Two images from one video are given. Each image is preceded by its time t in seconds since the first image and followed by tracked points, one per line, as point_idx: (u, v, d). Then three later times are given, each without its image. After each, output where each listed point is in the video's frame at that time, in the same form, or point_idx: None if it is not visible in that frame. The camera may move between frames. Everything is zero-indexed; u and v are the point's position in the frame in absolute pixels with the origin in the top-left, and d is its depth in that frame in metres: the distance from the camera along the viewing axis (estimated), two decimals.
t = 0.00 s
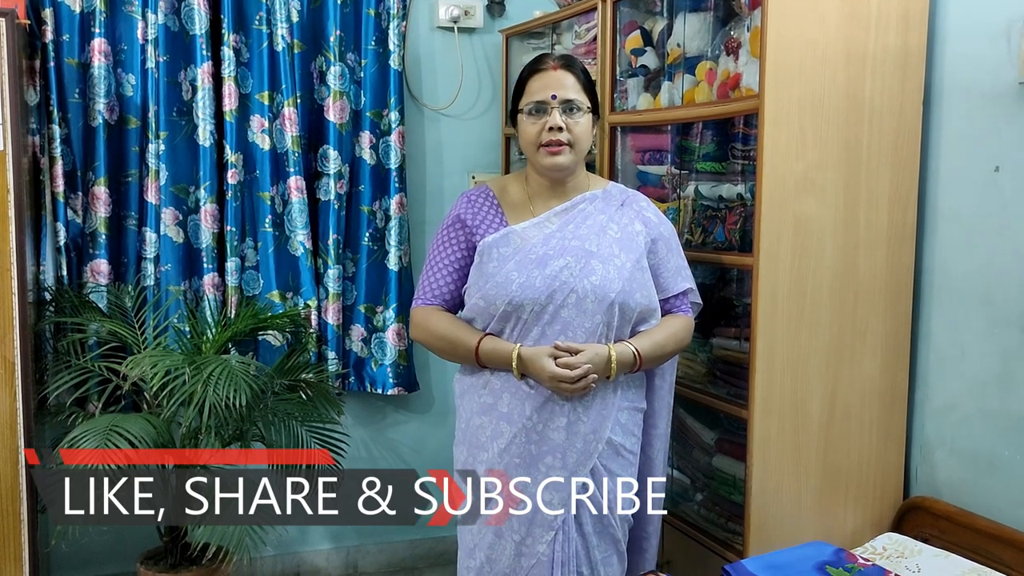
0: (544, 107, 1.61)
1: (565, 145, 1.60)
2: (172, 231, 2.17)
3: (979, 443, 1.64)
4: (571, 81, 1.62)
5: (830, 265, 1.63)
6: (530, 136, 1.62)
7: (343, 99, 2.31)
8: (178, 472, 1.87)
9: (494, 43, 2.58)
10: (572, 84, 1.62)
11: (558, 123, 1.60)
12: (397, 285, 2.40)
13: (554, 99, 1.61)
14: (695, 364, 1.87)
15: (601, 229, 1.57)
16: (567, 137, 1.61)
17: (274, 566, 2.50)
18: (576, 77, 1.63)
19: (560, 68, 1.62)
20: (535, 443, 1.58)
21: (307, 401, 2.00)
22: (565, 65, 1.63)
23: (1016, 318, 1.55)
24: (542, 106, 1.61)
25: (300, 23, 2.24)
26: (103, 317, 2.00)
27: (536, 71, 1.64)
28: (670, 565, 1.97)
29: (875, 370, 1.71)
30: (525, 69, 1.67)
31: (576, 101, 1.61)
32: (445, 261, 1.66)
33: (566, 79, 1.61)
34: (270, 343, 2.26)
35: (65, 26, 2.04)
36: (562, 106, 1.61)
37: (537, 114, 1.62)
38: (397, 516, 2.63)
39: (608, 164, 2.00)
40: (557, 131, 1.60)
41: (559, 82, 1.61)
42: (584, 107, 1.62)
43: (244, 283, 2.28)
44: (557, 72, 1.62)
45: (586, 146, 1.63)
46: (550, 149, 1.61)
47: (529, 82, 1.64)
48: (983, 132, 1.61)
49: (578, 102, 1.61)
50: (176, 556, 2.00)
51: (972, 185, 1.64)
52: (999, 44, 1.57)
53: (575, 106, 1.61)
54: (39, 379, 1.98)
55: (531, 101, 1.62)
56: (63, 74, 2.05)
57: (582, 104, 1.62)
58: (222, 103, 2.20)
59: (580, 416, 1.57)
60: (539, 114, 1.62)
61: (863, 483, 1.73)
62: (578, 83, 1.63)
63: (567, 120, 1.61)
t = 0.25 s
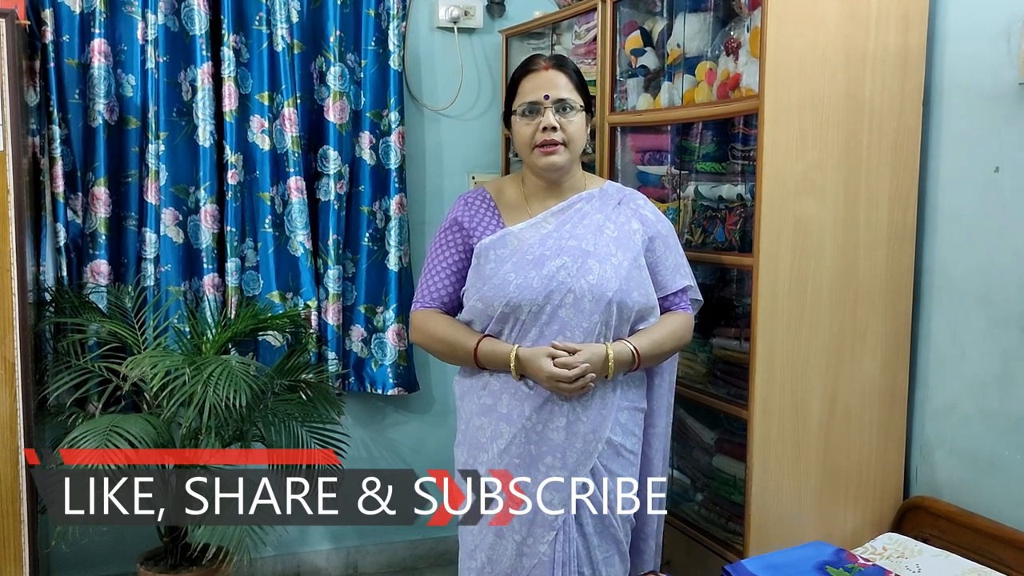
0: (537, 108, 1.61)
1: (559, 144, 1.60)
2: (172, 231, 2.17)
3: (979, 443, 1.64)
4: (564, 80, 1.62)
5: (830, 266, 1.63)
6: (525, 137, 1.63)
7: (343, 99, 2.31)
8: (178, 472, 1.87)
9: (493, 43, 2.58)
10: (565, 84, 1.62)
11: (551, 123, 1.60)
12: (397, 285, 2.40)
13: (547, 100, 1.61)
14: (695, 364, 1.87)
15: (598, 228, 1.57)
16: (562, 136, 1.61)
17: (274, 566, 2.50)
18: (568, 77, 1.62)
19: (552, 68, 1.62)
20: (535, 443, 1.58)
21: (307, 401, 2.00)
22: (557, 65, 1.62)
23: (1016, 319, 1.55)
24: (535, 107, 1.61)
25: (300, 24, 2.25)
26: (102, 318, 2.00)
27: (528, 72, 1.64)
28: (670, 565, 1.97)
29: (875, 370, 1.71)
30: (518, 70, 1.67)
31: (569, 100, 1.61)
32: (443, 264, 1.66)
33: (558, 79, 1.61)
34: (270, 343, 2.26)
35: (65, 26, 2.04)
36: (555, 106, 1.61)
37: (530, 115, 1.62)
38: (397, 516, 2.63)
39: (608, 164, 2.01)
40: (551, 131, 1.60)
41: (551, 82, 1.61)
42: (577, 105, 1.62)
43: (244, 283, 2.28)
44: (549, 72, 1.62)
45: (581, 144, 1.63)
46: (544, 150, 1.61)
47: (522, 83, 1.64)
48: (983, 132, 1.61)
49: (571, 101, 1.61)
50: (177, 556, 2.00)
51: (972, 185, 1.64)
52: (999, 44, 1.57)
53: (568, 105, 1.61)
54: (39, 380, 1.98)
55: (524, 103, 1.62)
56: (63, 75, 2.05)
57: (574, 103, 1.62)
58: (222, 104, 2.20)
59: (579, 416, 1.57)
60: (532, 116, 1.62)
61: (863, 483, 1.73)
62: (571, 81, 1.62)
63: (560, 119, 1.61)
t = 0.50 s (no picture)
0: (533, 108, 1.61)
1: (556, 144, 1.60)
2: (172, 232, 2.17)
3: (979, 443, 1.65)
4: (559, 81, 1.62)
5: (830, 266, 1.63)
6: (521, 137, 1.63)
7: (343, 99, 2.31)
8: (178, 472, 1.87)
9: (493, 43, 2.58)
10: (560, 84, 1.62)
11: (548, 123, 1.60)
12: (397, 285, 2.40)
13: (543, 100, 1.61)
14: (695, 364, 1.87)
15: (595, 226, 1.57)
16: (558, 136, 1.61)
17: (274, 566, 2.50)
18: (563, 77, 1.63)
19: (547, 69, 1.63)
20: (535, 442, 1.58)
21: (307, 401, 2.00)
22: (552, 66, 1.63)
23: (1016, 319, 1.56)
24: (531, 107, 1.61)
25: (300, 24, 2.25)
26: (102, 318, 2.00)
27: (523, 73, 1.64)
28: (670, 565, 1.97)
29: (875, 370, 1.72)
30: (513, 72, 1.67)
31: (565, 100, 1.61)
32: (441, 264, 1.66)
33: (553, 79, 1.61)
34: (270, 344, 2.26)
35: (65, 27, 2.04)
36: (551, 106, 1.61)
37: (527, 115, 1.62)
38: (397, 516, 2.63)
39: (607, 165, 2.01)
40: (547, 130, 1.60)
41: (546, 82, 1.61)
42: (573, 105, 1.62)
43: (244, 283, 2.28)
44: (544, 73, 1.62)
45: (577, 143, 1.63)
46: (541, 150, 1.61)
47: (517, 84, 1.64)
48: (983, 132, 1.61)
49: (567, 101, 1.61)
50: (177, 556, 2.00)
51: (971, 185, 1.64)
52: (999, 44, 1.57)
53: (563, 105, 1.61)
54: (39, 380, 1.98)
55: (520, 103, 1.63)
56: (63, 75, 2.05)
57: (570, 102, 1.62)
58: (222, 104, 2.20)
59: (578, 414, 1.57)
60: (528, 116, 1.62)
61: (863, 483, 1.73)
62: (566, 81, 1.62)
63: (556, 119, 1.61)
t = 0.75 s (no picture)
0: (534, 107, 1.61)
1: (556, 143, 1.60)
2: (172, 232, 2.17)
3: (979, 443, 1.65)
4: (559, 81, 1.62)
5: (830, 266, 1.63)
6: (521, 137, 1.62)
7: (343, 99, 2.31)
8: (178, 471, 1.87)
9: (493, 43, 2.58)
10: (560, 84, 1.62)
11: (548, 121, 1.60)
12: (397, 285, 2.39)
13: (543, 99, 1.61)
14: (695, 364, 1.87)
15: (593, 223, 1.57)
16: (559, 135, 1.61)
17: (275, 567, 2.50)
18: (563, 78, 1.63)
19: (547, 69, 1.63)
20: (533, 439, 1.58)
21: (307, 402, 2.00)
22: (552, 67, 1.63)
23: (1016, 319, 1.56)
24: (532, 106, 1.61)
25: (300, 24, 2.25)
26: (103, 319, 2.00)
27: (523, 73, 1.65)
28: (671, 565, 1.96)
29: (875, 370, 1.71)
30: (513, 72, 1.67)
31: (565, 99, 1.62)
32: (440, 262, 1.66)
33: (553, 79, 1.62)
34: (270, 344, 2.26)
35: (65, 27, 2.04)
36: (552, 105, 1.61)
37: (527, 114, 1.62)
38: (397, 516, 2.63)
39: (607, 165, 2.01)
40: (547, 129, 1.60)
41: (547, 82, 1.62)
42: (573, 105, 1.62)
43: (244, 284, 2.28)
44: (544, 73, 1.62)
45: (577, 143, 1.63)
46: (541, 149, 1.61)
47: (518, 84, 1.65)
48: (983, 132, 1.61)
49: (567, 100, 1.61)
50: (177, 557, 2.00)
51: (971, 185, 1.64)
52: (999, 44, 1.57)
53: (564, 104, 1.61)
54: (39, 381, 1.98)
55: (520, 103, 1.63)
56: (63, 76, 2.05)
57: (570, 102, 1.62)
58: (222, 105, 2.20)
59: (576, 411, 1.56)
60: (529, 115, 1.62)
61: (863, 482, 1.73)
62: (566, 82, 1.63)
63: (557, 118, 1.61)
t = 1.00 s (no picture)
0: (539, 104, 1.61)
1: (558, 142, 1.60)
2: (172, 232, 2.17)
3: (979, 443, 1.65)
4: (565, 81, 1.63)
5: (830, 266, 1.63)
6: (524, 133, 1.62)
7: (343, 100, 2.31)
8: (178, 472, 1.87)
9: (493, 44, 2.58)
10: (565, 84, 1.63)
11: (552, 119, 1.60)
12: (397, 286, 2.39)
13: (548, 97, 1.61)
14: (695, 364, 1.87)
15: (592, 226, 1.57)
16: (562, 134, 1.61)
17: (275, 567, 2.50)
18: (569, 78, 1.64)
19: (554, 68, 1.64)
20: (530, 440, 1.58)
21: (307, 402, 2.00)
22: (559, 67, 1.64)
23: (1016, 319, 1.56)
24: (537, 102, 1.61)
25: (300, 25, 2.25)
26: (103, 319, 2.00)
27: (530, 71, 1.65)
28: (671, 566, 1.96)
29: (875, 370, 1.71)
30: (520, 70, 1.68)
31: (570, 99, 1.62)
32: (439, 262, 1.66)
33: (560, 79, 1.62)
34: (270, 344, 2.26)
35: (65, 28, 2.04)
36: (556, 103, 1.61)
37: (532, 111, 1.62)
38: (397, 516, 2.63)
39: (607, 166, 2.01)
40: (551, 127, 1.60)
41: (552, 80, 1.62)
42: (578, 105, 1.63)
43: (244, 284, 2.28)
44: (550, 72, 1.63)
45: (579, 144, 1.63)
46: (544, 146, 1.60)
47: (523, 81, 1.65)
48: (983, 132, 1.61)
49: (572, 100, 1.62)
50: (177, 557, 2.00)
51: (971, 186, 1.64)
52: (998, 44, 1.57)
53: (568, 103, 1.61)
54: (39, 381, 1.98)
55: (526, 99, 1.63)
56: (62, 76, 2.05)
57: (575, 102, 1.62)
58: (222, 105, 2.20)
59: (573, 412, 1.56)
60: (533, 112, 1.62)
61: (863, 482, 1.73)
62: (571, 82, 1.63)
63: (561, 117, 1.61)
